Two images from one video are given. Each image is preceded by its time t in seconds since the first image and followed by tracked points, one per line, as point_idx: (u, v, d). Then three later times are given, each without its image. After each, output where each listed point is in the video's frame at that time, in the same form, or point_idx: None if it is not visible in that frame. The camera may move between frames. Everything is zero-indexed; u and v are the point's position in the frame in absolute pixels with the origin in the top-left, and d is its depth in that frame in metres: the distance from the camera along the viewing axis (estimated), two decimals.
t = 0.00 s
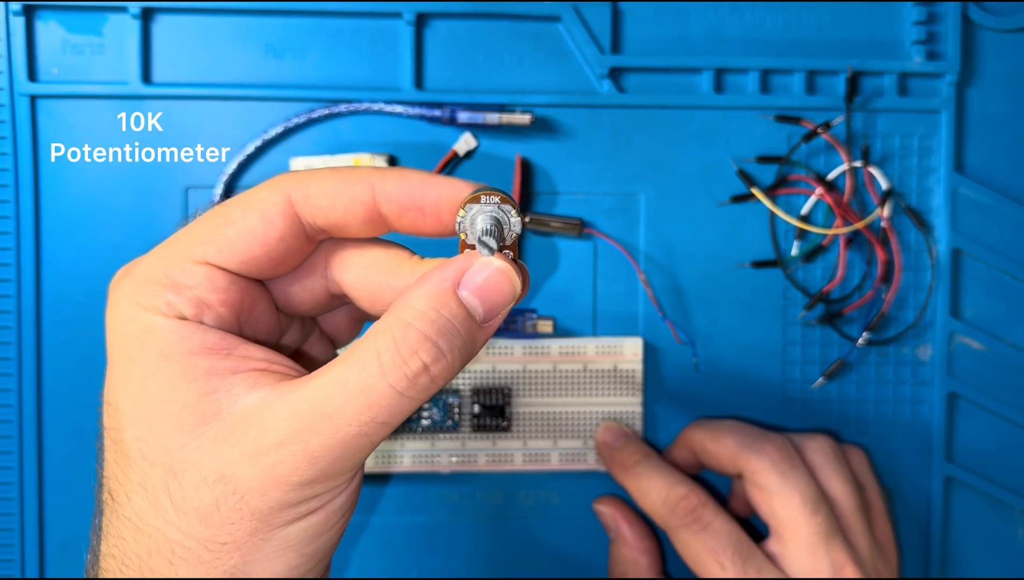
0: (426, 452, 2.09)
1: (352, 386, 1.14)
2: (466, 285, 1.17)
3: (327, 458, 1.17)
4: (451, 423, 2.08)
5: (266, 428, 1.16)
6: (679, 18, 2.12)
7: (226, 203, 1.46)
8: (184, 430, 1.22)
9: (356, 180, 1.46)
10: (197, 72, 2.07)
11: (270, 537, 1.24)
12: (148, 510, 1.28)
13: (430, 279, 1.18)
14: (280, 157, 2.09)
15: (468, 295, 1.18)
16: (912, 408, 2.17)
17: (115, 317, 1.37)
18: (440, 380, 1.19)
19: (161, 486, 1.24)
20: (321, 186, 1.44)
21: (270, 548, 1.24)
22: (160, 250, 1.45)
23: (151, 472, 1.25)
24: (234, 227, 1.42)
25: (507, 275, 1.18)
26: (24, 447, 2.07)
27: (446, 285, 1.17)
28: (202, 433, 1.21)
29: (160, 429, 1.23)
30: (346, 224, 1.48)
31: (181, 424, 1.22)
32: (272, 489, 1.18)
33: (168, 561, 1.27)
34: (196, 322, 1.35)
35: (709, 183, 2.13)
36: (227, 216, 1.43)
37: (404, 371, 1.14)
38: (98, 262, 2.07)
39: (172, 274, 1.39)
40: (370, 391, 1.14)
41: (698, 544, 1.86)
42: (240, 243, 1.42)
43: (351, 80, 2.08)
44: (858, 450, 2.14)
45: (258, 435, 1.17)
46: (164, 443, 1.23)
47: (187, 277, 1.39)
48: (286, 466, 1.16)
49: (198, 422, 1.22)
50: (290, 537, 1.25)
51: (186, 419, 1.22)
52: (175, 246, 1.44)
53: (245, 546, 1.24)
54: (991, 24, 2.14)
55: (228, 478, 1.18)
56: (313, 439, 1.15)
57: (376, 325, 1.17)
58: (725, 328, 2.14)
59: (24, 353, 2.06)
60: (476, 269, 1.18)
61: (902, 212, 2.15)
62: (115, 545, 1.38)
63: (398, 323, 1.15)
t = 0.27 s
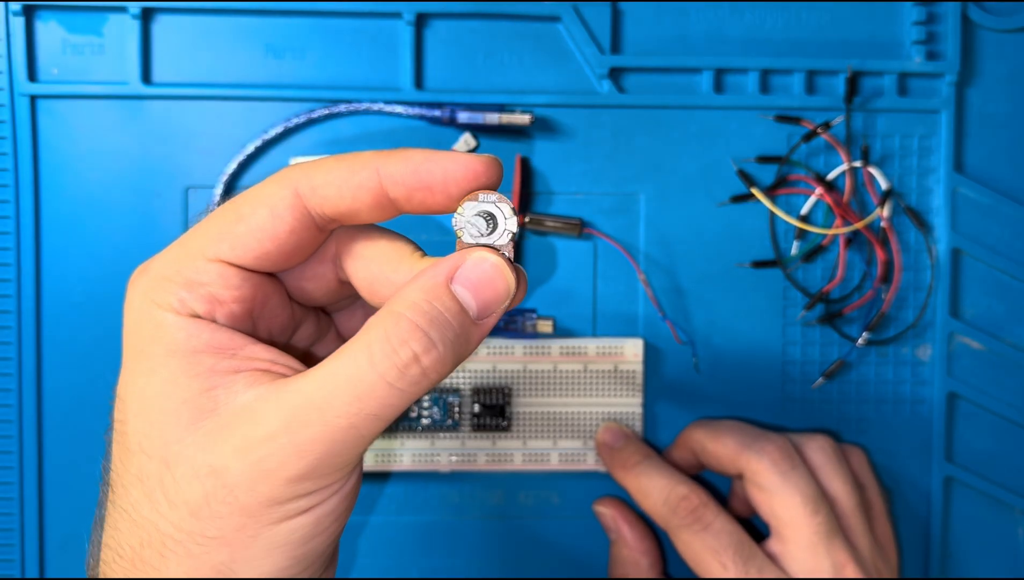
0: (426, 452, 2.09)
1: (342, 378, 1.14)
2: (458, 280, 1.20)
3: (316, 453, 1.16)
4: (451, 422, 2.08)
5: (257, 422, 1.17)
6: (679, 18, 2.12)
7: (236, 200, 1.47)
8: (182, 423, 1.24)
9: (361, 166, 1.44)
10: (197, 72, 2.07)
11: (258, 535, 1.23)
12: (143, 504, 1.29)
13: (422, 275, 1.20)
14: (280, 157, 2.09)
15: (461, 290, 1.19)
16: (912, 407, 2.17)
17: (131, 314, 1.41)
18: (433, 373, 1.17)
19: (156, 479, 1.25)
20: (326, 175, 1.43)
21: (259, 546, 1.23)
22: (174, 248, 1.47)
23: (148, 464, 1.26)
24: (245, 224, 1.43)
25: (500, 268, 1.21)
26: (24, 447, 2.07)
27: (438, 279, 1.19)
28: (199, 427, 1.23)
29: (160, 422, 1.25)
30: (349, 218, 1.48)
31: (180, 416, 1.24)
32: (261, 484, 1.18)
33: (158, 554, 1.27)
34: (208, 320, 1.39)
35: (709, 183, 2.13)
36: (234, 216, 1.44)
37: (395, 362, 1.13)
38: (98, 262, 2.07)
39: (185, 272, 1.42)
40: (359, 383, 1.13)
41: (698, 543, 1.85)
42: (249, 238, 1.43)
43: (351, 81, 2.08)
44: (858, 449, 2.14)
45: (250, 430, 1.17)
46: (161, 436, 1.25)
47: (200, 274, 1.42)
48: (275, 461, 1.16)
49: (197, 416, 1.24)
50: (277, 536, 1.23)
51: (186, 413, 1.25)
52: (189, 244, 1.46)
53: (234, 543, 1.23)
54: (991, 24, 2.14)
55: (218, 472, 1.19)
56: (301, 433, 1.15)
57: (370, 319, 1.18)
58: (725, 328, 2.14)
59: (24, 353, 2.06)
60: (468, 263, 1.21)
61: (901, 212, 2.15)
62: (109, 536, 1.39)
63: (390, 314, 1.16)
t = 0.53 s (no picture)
0: (425, 451, 2.09)
1: (287, 363, 1.15)
2: (421, 284, 1.11)
3: (252, 436, 1.18)
4: (451, 422, 2.08)
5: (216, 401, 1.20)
6: (679, 18, 2.12)
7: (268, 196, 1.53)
8: (153, 393, 1.29)
9: (369, 167, 1.42)
10: (197, 72, 2.07)
11: (191, 510, 1.25)
12: (111, 462, 1.35)
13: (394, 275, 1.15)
14: (280, 157, 2.09)
15: (421, 294, 1.11)
16: (912, 408, 2.17)
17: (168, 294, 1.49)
18: (377, 372, 1.13)
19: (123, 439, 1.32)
20: (339, 176, 1.44)
21: (192, 521, 1.25)
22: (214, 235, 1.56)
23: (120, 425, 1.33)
24: (268, 217, 1.48)
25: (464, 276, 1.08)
26: (24, 447, 2.07)
27: (404, 281, 1.12)
28: (165, 398, 1.27)
29: (138, 387, 1.32)
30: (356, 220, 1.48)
31: (154, 385, 1.29)
32: (200, 460, 1.21)
33: (111, 512, 1.32)
34: (223, 307, 1.42)
35: (709, 183, 2.13)
36: (257, 214, 1.50)
37: (337, 355, 1.12)
38: (98, 262, 2.07)
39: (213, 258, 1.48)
40: (302, 369, 1.14)
41: (699, 544, 1.83)
42: (271, 230, 1.48)
43: (351, 81, 2.08)
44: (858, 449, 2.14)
45: (209, 403, 1.21)
46: (140, 402, 1.30)
47: (225, 261, 1.47)
48: (218, 438, 1.19)
49: (169, 389, 1.28)
50: (210, 516, 1.25)
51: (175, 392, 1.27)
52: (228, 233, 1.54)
53: (171, 514, 1.25)
54: (991, 24, 2.14)
55: (170, 441, 1.23)
56: (244, 414, 1.17)
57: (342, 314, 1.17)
58: (726, 328, 2.14)
59: (24, 353, 2.05)
60: (434, 268, 1.10)
61: (902, 213, 2.15)
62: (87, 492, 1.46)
63: (348, 311, 1.14)
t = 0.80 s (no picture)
0: (425, 450, 2.09)
1: (297, 385, 1.16)
2: (414, 293, 1.13)
3: (277, 455, 1.19)
4: (451, 421, 2.08)
5: (228, 422, 1.20)
6: (679, 18, 2.12)
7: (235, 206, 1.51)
8: (158, 420, 1.27)
9: (356, 178, 1.45)
10: (197, 72, 2.07)
11: (222, 528, 1.27)
12: (118, 492, 1.33)
13: (380, 284, 1.16)
14: (280, 157, 2.09)
15: (416, 303, 1.13)
16: (912, 408, 2.17)
17: (123, 308, 1.43)
18: (385, 382, 1.17)
19: (131, 470, 1.30)
20: (322, 186, 1.45)
21: (222, 539, 1.27)
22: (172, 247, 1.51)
23: (124, 455, 1.30)
24: (240, 227, 1.47)
25: (456, 282, 1.12)
26: (24, 447, 2.07)
27: (395, 293, 1.13)
28: (172, 424, 1.26)
29: (136, 415, 1.29)
30: (339, 230, 1.51)
31: (156, 411, 1.28)
32: (226, 482, 1.22)
33: (130, 541, 1.31)
34: (196, 318, 1.41)
35: (708, 183, 2.13)
36: (228, 221, 1.48)
37: (348, 374, 1.14)
38: (98, 262, 2.07)
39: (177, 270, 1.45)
40: (314, 390, 1.15)
41: (699, 544, 1.81)
42: (245, 236, 1.47)
43: (351, 81, 2.08)
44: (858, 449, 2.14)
45: (220, 429, 1.21)
46: (138, 428, 1.28)
47: (193, 272, 1.45)
48: (241, 460, 1.20)
49: (172, 413, 1.27)
50: (242, 530, 1.27)
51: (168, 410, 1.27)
52: (188, 245, 1.49)
53: (200, 535, 1.27)
54: (991, 24, 2.14)
55: (189, 467, 1.23)
56: (263, 436, 1.18)
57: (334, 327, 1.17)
58: (725, 328, 2.14)
59: (24, 354, 2.06)
60: (424, 276, 1.13)
61: (902, 212, 2.15)
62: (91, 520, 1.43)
63: (343, 326, 1.15)
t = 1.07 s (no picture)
0: (426, 451, 2.09)
1: (271, 356, 1.19)
2: (379, 264, 1.13)
3: (251, 425, 1.23)
4: (451, 422, 2.09)
5: (207, 392, 1.24)
6: (678, 18, 2.13)
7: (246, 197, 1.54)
8: (145, 388, 1.32)
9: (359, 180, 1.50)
10: (198, 72, 2.07)
11: (200, 496, 1.32)
12: (108, 456, 1.39)
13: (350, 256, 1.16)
14: (281, 157, 2.09)
15: (381, 274, 1.13)
16: (912, 408, 2.17)
17: (130, 279, 1.47)
18: (353, 354, 1.18)
19: (119, 436, 1.35)
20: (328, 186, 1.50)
21: (201, 507, 1.33)
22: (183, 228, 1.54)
23: (112, 421, 1.36)
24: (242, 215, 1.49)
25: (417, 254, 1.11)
26: (25, 446, 2.07)
27: (360, 264, 1.13)
28: (157, 393, 1.30)
29: (126, 383, 1.34)
30: (340, 229, 1.54)
31: (142, 380, 1.32)
32: (203, 450, 1.26)
33: (116, 504, 1.38)
34: (191, 296, 1.42)
35: (708, 184, 2.13)
36: (235, 211, 1.50)
37: (314, 345, 1.16)
38: (98, 263, 2.08)
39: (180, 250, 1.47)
40: (284, 362, 1.18)
41: (699, 543, 1.82)
42: (250, 229, 1.49)
43: (351, 81, 2.09)
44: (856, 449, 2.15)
45: (200, 398, 1.25)
46: (129, 396, 1.33)
47: (194, 253, 1.46)
48: (219, 430, 1.24)
49: (158, 382, 1.31)
50: (219, 499, 1.32)
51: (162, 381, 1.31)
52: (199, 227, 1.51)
53: (180, 501, 1.33)
54: (990, 25, 2.14)
55: (169, 435, 1.27)
56: (239, 406, 1.22)
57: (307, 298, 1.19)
58: (725, 328, 2.14)
59: (25, 354, 2.06)
60: (388, 248, 1.12)
61: (901, 212, 2.15)
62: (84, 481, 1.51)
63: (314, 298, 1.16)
